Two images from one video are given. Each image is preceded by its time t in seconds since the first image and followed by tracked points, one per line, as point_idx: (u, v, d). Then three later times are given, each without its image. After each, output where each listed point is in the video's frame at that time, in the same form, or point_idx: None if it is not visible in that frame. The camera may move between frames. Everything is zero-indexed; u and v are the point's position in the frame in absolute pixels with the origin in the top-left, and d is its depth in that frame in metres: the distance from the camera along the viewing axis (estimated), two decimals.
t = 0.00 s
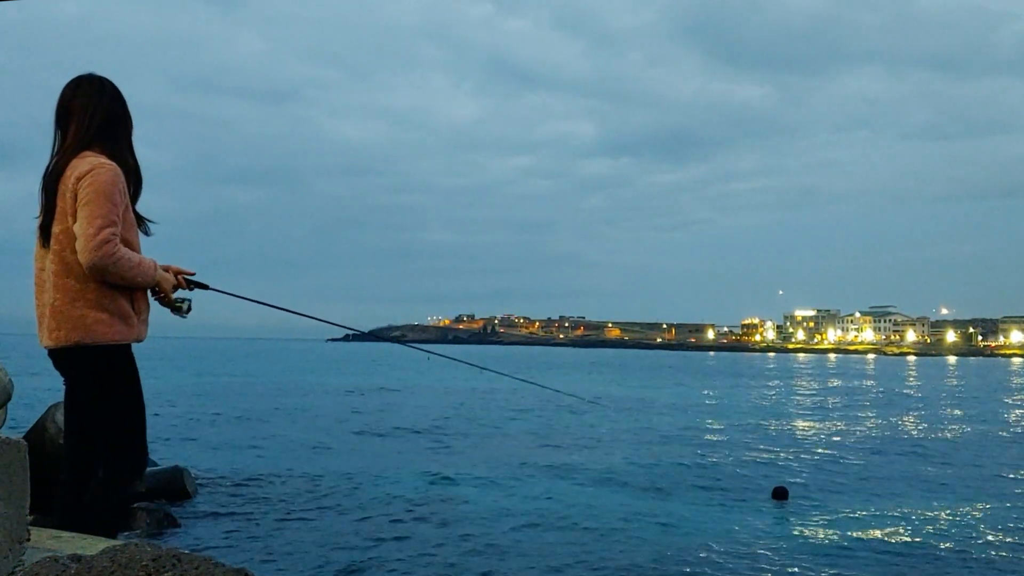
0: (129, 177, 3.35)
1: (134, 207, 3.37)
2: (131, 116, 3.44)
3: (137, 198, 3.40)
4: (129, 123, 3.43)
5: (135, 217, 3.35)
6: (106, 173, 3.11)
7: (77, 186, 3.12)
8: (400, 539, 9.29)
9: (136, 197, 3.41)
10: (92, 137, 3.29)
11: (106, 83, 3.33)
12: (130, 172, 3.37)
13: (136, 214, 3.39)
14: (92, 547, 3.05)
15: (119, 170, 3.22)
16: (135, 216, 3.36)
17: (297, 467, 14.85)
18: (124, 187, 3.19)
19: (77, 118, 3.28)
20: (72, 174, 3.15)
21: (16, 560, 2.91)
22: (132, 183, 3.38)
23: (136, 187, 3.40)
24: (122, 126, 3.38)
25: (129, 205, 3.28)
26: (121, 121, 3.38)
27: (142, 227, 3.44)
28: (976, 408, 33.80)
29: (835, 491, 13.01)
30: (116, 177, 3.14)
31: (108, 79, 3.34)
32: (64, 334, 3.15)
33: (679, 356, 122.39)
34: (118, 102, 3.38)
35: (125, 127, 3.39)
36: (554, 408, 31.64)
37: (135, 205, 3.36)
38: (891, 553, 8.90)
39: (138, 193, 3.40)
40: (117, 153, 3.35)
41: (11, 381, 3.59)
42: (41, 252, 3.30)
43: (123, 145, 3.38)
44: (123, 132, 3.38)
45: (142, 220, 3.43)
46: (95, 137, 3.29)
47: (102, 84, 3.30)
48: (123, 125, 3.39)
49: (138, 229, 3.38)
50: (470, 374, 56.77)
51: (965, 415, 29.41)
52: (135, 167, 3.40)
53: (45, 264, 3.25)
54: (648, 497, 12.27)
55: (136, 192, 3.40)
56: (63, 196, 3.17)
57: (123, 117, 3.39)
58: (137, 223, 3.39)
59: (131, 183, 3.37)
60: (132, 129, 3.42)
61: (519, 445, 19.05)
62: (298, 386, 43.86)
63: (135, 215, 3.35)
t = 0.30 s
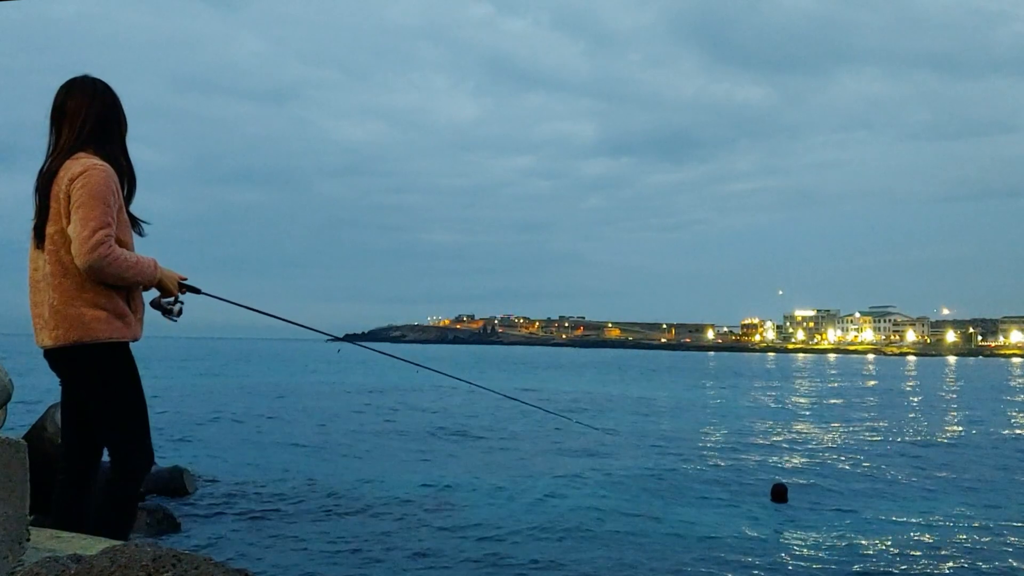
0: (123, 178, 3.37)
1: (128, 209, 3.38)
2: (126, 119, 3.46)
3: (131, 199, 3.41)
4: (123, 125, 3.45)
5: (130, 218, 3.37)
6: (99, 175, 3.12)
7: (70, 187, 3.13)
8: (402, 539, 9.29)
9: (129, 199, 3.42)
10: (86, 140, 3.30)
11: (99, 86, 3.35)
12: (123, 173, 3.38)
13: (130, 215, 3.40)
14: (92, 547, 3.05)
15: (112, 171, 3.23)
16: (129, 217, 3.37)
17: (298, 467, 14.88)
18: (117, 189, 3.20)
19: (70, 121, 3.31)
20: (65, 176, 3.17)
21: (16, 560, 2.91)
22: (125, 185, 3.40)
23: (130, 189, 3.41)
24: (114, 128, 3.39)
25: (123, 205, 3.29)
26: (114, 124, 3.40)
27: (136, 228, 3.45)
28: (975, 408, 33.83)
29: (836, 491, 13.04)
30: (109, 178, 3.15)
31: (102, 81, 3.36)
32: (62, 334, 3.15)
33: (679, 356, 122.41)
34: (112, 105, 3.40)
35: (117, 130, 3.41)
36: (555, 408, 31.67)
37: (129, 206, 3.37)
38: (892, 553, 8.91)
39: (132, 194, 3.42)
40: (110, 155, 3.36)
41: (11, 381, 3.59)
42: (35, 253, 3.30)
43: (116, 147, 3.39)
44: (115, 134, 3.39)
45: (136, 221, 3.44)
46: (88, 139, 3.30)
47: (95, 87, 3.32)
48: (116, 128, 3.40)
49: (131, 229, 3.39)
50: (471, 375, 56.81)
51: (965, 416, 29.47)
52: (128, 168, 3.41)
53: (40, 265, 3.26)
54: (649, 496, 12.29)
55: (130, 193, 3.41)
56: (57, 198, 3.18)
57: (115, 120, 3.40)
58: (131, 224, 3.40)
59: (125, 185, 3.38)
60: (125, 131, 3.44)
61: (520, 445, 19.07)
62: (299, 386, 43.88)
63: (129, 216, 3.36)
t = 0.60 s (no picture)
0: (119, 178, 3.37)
1: (126, 208, 3.38)
2: (123, 118, 3.46)
3: (129, 199, 3.41)
4: (120, 125, 3.45)
5: (128, 219, 3.36)
6: (99, 175, 3.12)
7: (69, 187, 3.13)
8: (403, 538, 9.29)
9: (127, 199, 3.42)
10: (82, 139, 3.30)
11: (92, 85, 3.33)
12: (120, 173, 3.38)
13: (128, 216, 3.41)
14: (93, 547, 3.04)
15: (110, 171, 3.23)
16: (127, 216, 3.38)
17: (298, 467, 14.87)
18: (116, 188, 3.18)
19: (65, 120, 3.31)
20: (65, 175, 3.16)
21: (16, 560, 2.90)
22: (122, 185, 3.40)
23: (127, 188, 3.41)
24: (111, 127, 3.39)
25: (121, 205, 3.29)
26: (110, 123, 3.39)
27: (134, 228, 3.45)
28: (973, 408, 33.91)
29: (837, 491, 13.05)
30: (108, 178, 3.15)
31: (99, 81, 3.35)
32: (63, 334, 3.15)
33: (679, 356, 122.43)
34: (108, 103, 3.39)
35: (112, 129, 3.40)
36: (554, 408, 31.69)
37: (127, 206, 3.37)
38: (894, 553, 8.92)
39: (130, 194, 3.42)
40: (106, 155, 3.35)
41: (11, 380, 3.57)
42: (34, 254, 3.30)
43: (111, 144, 3.38)
44: (111, 134, 3.39)
45: (135, 221, 3.44)
46: (84, 139, 3.30)
47: (88, 85, 3.31)
48: (112, 127, 3.40)
49: (130, 229, 3.39)
50: (470, 375, 56.79)
51: (964, 416, 29.52)
52: (126, 168, 3.41)
53: (39, 265, 3.25)
54: (650, 496, 12.29)
55: (128, 193, 3.41)
56: (57, 197, 3.18)
57: (111, 118, 3.40)
58: (130, 224, 3.40)
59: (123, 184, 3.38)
60: (120, 130, 3.43)
61: (520, 444, 19.11)
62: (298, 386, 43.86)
63: (128, 216, 3.36)
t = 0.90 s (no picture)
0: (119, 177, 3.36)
1: (126, 207, 3.38)
2: (123, 117, 3.46)
3: (129, 200, 3.41)
4: (122, 126, 3.46)
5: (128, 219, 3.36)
6: (98, 175, 3.11)
7: (69, 187, 3.12)
8: (405, 538, 9.28)
9: (127, 199, 3.42)
10: (81, 138, 3.30)
11: (91, 84, 3.33)
12: (120, 173, 3.38)
13: (128, 216, 3.40)
14: (92, 547, 3.04)
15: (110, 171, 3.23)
16: (127, 216, 3.37)
17: (299, 467, 14.88)
18: (116, 188, 3.19)
19: (63, 119, 3.30)
20: (65, 175, 3.15)
21: (16, 559, 2.90)
22: (122, 184, 3.40)
23: (127, 188, 3.41)
24: (110, 127, 3.38)
25: (121, 205, 3.29)
26: (110, 123, 3.39)
27: (134, 228, 3.45)
28: (974, 408, 33.95)
29: (837, 490, 13.05)
30: (108, 178, 3.15)
31: (99, 80, 3.35)
32: (63, 334, 3.14)
33: (679, 356, 122.45)
34: (107, 102, 3.39)
35: (111, 128, 3.39)
36: (555, 408, 31.70)
37: (127, 205, 3.37)
38: (898, 554, 8.90)
39: (130, 194, 3.41)
40: (105, 155, 3.35)
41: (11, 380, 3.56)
42: (34, 254, 3.30)
43: (110, 144, 3.38)
44: (110, 133, 3.38)
45: (135, 221, 3.44)
46: (83, 138, 3.30)
47: (86, 84, 3.31)
48: (111, 127, 3.40)
49: (131, 229, 3.39)
50: (471, 376, 56.78)
51: (965, 416, 29.54)
52: (125, 167, 3.41)
53: (39, 266, 3.25)
54: (652, 496, 12.29)
55: (128, 193, 3.41)
56: (57, 197, 3.17)
57: (110, 117, 3.39)
58: (130, 223, 3.40)
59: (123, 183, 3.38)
60: (119, 129, 3.43)
61: (521, 444, 19.10)
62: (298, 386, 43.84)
63: (127, 216, 3.36)
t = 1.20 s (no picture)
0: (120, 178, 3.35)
1: (128, 208, 3.37)
2: (126, 117, 3.46)
3: (131, 199, 3.41)
4: (125, 126, 3.45)
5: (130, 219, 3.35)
6: (98, 174, 3.10)
7: (71, 187, 3.12)
8: (405, 539, 9.26)
9: (128, 197, 3.41)
10: (82, 138, 3.29)
11: (96, 82, 3.33)
12: (122, 173, 3.38)
13: (130, 216, 3.40)
14: (93, 547, 3.04)
15: (111, 170, 3.23)
16: (129, 217, 3.37)
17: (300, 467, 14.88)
18: (117, 188, 3.17)
19: (66, 119, 3.30)
20: (66, 174, 3.15)
21: (16, 560, 2.89)
22: (124, 185, 3.39)
23: (129, 189, 3.41)
24: (112, 127, 3.38)
25: (123, 205, 3.28)
26: (112, 123, 3.38)
27: (137, 228, 3.45)
28: (974, 408, 33.99)
29: (839, 490, 13.05)
30: (108, 177, 3.14)
31: (102, 79, 3.35)
32: (64, 334, 3.14)
33: (680, 356, 122.50)
34: (109, 101, 3.38)
35: (113, 128, 3.39)
36: (556, 408, 31.74)
37: (129, 206, 3.36)
38: (900, 554, 8.88)
39: (131, 194, 3.41)
40: (106, 155, 3.35)
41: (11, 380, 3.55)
42: (35, 255, 3.30)
43: (113, 143, 3.38)
44: (112, 133, 3.38)
45: (137, 222, 3.43)
46: (84, 138, 3.29)
47: (90, 83, 3.30)
48: (113, 127, 3.39)
49: (133, 230, 3.39)
50: (471, 376, 56.79)
51: (967, 416, 29.57)
52: (127, 167, 3.40)
53: (41, 266, 3.25)
54: (654, 496, 12.28)
55: (130, 192, 3.40)
56: (59, 197, 3.17)
57: (115, 115, 3.39)
58: (132, 224, 3.40)
59: (125, 182, 3.38)
60: (124, 129, 3.43)
61: (523, 444, 19.12)
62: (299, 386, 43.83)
63: (130, 216, 3.35)
